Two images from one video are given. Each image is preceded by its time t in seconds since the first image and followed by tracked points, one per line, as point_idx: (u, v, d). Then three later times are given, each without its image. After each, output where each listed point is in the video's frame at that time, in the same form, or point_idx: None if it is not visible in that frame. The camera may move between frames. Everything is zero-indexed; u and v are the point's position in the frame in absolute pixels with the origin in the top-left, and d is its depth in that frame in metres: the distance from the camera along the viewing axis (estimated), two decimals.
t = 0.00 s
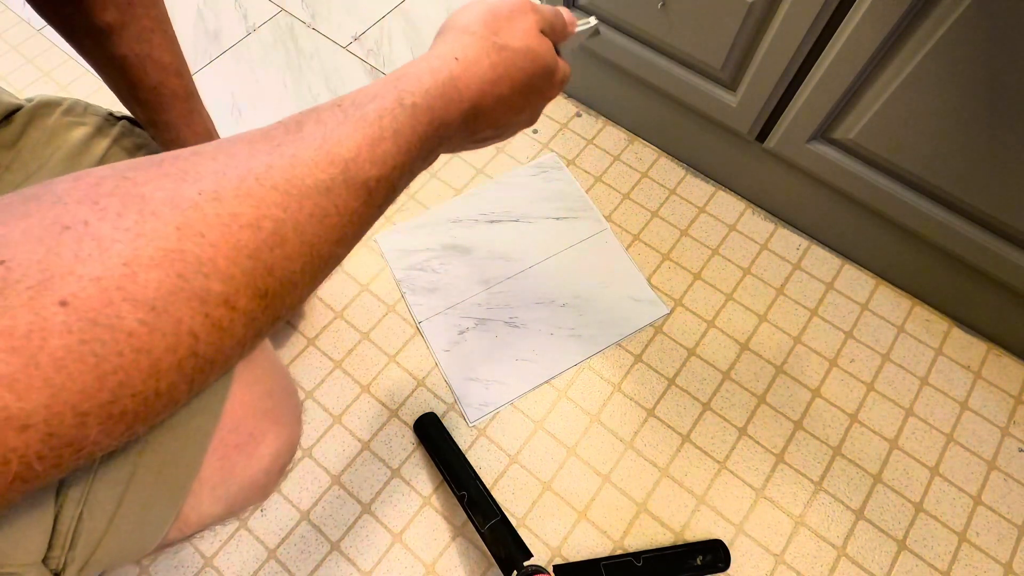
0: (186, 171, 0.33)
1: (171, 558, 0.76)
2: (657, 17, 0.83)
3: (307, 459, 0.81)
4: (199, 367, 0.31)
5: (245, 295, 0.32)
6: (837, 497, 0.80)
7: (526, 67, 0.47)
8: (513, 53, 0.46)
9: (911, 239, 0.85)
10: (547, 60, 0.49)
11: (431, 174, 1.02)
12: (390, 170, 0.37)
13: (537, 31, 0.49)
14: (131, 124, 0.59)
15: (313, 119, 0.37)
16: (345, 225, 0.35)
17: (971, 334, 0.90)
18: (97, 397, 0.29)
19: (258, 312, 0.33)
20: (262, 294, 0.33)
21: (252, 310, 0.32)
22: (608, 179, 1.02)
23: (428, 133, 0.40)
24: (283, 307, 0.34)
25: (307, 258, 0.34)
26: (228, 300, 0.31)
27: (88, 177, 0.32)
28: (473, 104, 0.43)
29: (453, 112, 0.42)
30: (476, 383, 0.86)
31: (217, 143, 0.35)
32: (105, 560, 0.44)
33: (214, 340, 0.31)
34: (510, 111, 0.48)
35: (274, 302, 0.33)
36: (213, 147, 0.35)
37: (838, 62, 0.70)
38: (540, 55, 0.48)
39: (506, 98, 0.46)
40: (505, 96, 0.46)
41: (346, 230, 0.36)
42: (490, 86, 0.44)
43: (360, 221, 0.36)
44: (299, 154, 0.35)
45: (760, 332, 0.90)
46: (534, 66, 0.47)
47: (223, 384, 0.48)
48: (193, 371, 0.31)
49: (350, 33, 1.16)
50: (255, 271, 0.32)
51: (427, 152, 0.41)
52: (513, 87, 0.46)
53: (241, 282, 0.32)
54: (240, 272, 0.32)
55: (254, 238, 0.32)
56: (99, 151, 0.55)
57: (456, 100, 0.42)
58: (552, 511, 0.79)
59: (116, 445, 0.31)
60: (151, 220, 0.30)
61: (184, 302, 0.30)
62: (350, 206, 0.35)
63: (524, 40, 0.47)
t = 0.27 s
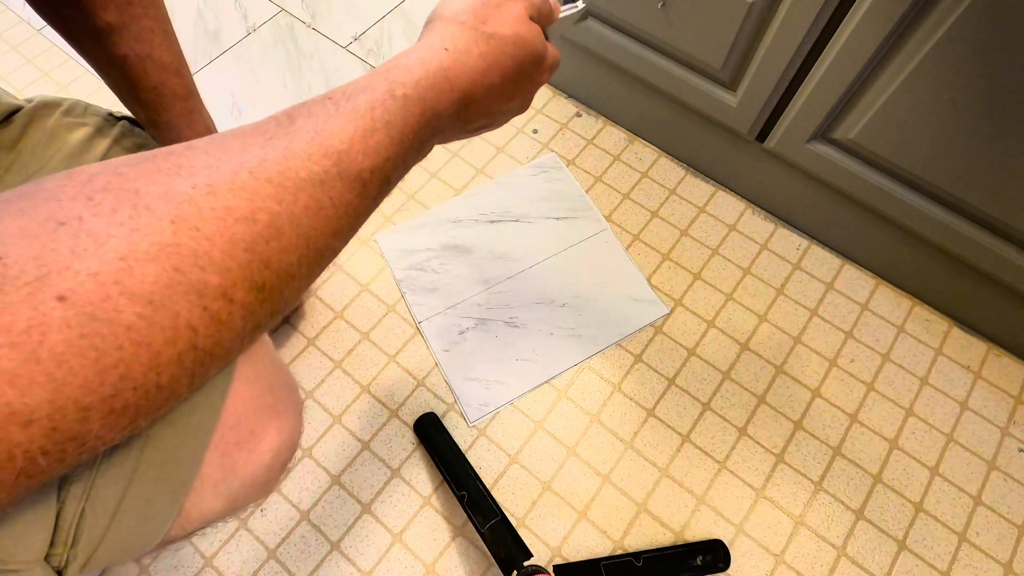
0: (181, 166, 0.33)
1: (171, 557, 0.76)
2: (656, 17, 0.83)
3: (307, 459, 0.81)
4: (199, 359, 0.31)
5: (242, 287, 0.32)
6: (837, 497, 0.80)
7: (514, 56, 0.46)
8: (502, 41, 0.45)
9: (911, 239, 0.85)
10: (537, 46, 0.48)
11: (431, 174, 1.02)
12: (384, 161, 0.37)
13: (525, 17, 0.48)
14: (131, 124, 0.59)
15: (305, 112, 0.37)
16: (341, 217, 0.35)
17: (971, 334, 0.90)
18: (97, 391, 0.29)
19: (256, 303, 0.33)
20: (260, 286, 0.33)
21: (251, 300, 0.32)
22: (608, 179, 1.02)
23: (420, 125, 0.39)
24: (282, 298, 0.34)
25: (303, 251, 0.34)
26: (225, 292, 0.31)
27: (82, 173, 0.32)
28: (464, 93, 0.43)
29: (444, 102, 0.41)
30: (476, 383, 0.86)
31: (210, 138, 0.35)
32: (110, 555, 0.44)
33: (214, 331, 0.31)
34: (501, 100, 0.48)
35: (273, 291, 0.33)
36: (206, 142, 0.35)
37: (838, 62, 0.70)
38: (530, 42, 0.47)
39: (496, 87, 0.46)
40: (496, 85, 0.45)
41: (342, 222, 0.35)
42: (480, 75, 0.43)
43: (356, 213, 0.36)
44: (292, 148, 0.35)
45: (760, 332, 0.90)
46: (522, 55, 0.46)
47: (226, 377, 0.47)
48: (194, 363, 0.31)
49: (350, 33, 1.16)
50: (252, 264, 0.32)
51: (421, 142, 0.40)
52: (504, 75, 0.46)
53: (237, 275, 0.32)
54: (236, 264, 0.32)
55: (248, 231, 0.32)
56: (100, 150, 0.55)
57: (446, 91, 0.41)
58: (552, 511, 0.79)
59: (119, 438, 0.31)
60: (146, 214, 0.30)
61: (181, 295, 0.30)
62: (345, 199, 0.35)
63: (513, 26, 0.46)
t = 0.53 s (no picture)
0: (176, 169, 0.33)
1: (171, 558, 0.76)
2: (656, 17, 0.83)
3: (307, 459, 0.81)
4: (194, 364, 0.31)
5: (238, 290, 0.32)
6: (837, 497, 0.80)
7: (513, 61, 0.46)
8: (502, 47, 0.45)
9: (911, 238, 0.85)
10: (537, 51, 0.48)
11: (431, 174, 1.02)
12: (381, 164, 0.37)
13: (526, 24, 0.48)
14: (131, 124, 0.59)
15: (302, 115, 0.37)
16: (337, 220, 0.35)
17: (971, 334, 0.90)
18: (91, 395, 0.28)
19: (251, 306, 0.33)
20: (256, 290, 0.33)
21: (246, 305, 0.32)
22: (608, 179, 1.02)
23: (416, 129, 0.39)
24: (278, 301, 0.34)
25: (300, 253, 0.34)
26: (221, 295, 0.31)
27: (77, 178, 0.32)
28: (462, 98, 0.43)
29: (442, 107, 0.41)
30: (476, 384, 0.86)
31: (206, 143, 0.35)
32: (106, 558, 0.44)
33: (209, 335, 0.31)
34: (501, 104, 0.48)
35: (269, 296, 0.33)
36: (201, 146, 0.35)
37: (838, 62, 0.70)
38: (530, 47, 0.47)
39: (495, 92, 0.45)
40: (495, 91, 0.45)
41: (338, 226, 0.36)
42: (479, 80, 0.43)
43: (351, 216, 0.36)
44: (288, 151, 0.35)
45: (760, 332, 0.90)
46: (521, 61, 0.46)
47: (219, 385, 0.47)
48: (188, 369, 0.31)
49: (350, 33, 1.16)
50: (248, 266, 0.32)
51: (416, 148, 0.40)
52: (503, 80, 0.46)
53: (233, 277, 0.32)
54: (232, 267, 0.32)
55: (246, 235, 0.32)
56: (98, 151, 0.54)
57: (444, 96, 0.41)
58: (552, 511, 0.79)
59: (113, 444, 0.31)
60: (143, 217, 0.30)
61: (177, 298, 0.30)
62: (341, 202, 0.35)
63: (512, 31, 0.46)
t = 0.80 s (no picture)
0: (169, 174, 0.33)
1: (170, 558, 0.76)
2: (656, 17, 0.83)
3: (307, 459, 0.81)
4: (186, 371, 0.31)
5: (230, 296, 0.32)
6: (837, 497, 0.80)
7: (507, 60, 0.45)
8: (497, 46, 0.45)
9: (910, 239, 0.85)
10: (531, 49, 0.47)
11: (431, 174, 1.02)
12: (377, 166, 0.37)
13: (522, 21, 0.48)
14: (130, 123, 0.59)
15: (296, 118, 0.37)
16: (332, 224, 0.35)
17: (970, 334, 0.90)
18: (81, 404, 0.29)
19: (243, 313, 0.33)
20: (247, 296, 0.32)
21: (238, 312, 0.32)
22: (608, 179, 1.02)
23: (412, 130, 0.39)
24: (271, 307, 0.34)
25: (292, 258, 0.34)
26: (212, 302, 0.31)
27: (69, 184, 0.32)
28: (458, 99, 0.43)
29: (438, 108, 0.41)
30: (476, 384, 0.86)
31: (198, 147, 0.35)
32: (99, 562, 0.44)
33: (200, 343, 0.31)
34: (497, 103, 0.47)
35: (261, 303, 0.33)
36: (193, 150, 0.35)
37: (838, 61, 0.70)
38: (525, 46, 0.47)
39: (490, 92, 0.45)
40: (490, 91, 0.45)
41: (334, 229, 0.35)
42: (475, 80, 0.43)
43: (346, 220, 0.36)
44: (281, 155, 0.34)
45: (760, 332, 0.90)
46: (516, 59, 0.46)
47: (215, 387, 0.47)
48: (179, 376, 0.31)
49: (350, 33, 1.16)
50: (240, 272, 0.32)
51: (413, 149, 0.40)
52: (499, 80, 0.45)
53: (225, 283, 0.32)
54: (223, 273, 0.32)
55: (238, 241, 0.32)
56: (98, 149, 0.54)
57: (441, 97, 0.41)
58: (552, 510, 0.79)
59: (104, 452, 0.31)
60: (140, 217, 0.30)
61: (167, 305, 0.30)
62: (335, 205, 0.35)
63: (508, 30, 0.46)
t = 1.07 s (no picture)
0: (151, 174, 0.33)
1: (171, 558, 0.76)
2: (656, 17, 0.83)
3: (307, 459, 0.81)
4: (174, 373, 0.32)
5: (216, 297, 0.33)
6: (837, 497, 0.80)
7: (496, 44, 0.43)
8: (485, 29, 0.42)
9: (911, 238, 0.85)
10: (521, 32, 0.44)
11: (430, 174, 1.02)
12: (362, 159, 0.37)
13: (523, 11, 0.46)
14: (127, 123, 0.58)
15: (279, 114, 0.37)
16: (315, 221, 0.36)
17: (971, 334, 0.90)
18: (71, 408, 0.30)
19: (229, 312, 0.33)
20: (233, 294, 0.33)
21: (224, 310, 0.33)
22: (608, 179, 1.02)
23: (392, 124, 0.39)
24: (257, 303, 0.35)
25: (274, 256, 0.34)
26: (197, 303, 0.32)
27: (55, 187, 0.33)
28: (444, 88, 0.41)
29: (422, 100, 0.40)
30: (476, 384, 0.86)
31: (185, 143, 0.36)
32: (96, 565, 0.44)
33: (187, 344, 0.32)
34: (491, 89, 0.45)
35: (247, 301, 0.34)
36: (180, 146, 0.36)
37: (838, 62, 0.70)
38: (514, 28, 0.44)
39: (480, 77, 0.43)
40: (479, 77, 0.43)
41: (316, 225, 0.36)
42: (459, 68, 0.42)
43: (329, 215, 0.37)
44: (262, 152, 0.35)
45: (760, 332, 0.90)
46: (507, 44, 0.43)
47: (207, 390, 0.48)
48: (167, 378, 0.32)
49: (350, 33, 1.16)
50: (223, 272, 0.33)
51: (397, 142, 0.40)
52: (487, 66, 0.43)
53: (210, 282, 0.32)
54: (207, 274, 0.32)
55: (221, 240, 0.33)
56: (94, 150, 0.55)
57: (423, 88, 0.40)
58: (552, 510, 0.79)
59: (93, 456, 0.32)
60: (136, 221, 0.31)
61: (152, 307, 0.31)
62: (315, 202, 0.36)
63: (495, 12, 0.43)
